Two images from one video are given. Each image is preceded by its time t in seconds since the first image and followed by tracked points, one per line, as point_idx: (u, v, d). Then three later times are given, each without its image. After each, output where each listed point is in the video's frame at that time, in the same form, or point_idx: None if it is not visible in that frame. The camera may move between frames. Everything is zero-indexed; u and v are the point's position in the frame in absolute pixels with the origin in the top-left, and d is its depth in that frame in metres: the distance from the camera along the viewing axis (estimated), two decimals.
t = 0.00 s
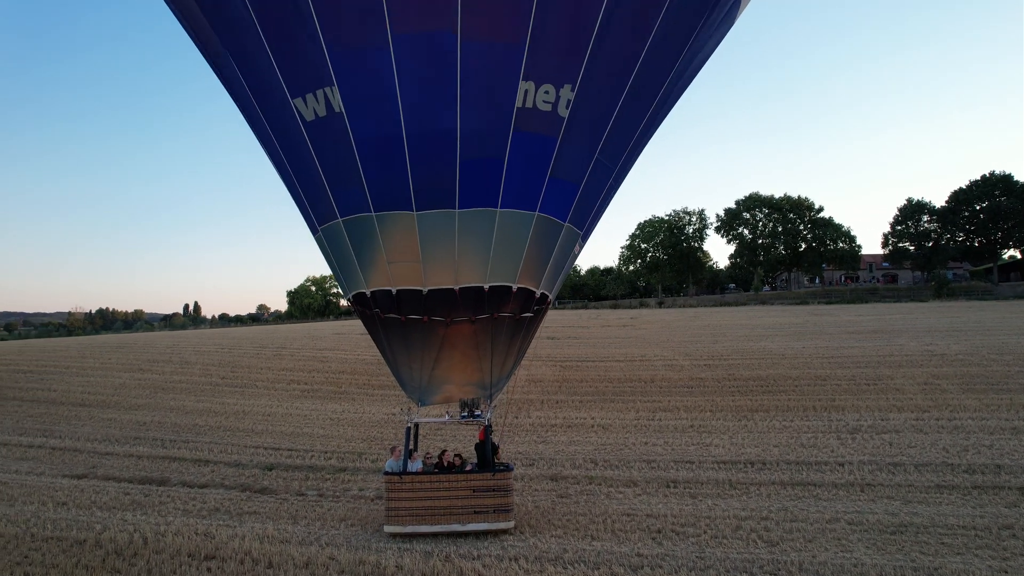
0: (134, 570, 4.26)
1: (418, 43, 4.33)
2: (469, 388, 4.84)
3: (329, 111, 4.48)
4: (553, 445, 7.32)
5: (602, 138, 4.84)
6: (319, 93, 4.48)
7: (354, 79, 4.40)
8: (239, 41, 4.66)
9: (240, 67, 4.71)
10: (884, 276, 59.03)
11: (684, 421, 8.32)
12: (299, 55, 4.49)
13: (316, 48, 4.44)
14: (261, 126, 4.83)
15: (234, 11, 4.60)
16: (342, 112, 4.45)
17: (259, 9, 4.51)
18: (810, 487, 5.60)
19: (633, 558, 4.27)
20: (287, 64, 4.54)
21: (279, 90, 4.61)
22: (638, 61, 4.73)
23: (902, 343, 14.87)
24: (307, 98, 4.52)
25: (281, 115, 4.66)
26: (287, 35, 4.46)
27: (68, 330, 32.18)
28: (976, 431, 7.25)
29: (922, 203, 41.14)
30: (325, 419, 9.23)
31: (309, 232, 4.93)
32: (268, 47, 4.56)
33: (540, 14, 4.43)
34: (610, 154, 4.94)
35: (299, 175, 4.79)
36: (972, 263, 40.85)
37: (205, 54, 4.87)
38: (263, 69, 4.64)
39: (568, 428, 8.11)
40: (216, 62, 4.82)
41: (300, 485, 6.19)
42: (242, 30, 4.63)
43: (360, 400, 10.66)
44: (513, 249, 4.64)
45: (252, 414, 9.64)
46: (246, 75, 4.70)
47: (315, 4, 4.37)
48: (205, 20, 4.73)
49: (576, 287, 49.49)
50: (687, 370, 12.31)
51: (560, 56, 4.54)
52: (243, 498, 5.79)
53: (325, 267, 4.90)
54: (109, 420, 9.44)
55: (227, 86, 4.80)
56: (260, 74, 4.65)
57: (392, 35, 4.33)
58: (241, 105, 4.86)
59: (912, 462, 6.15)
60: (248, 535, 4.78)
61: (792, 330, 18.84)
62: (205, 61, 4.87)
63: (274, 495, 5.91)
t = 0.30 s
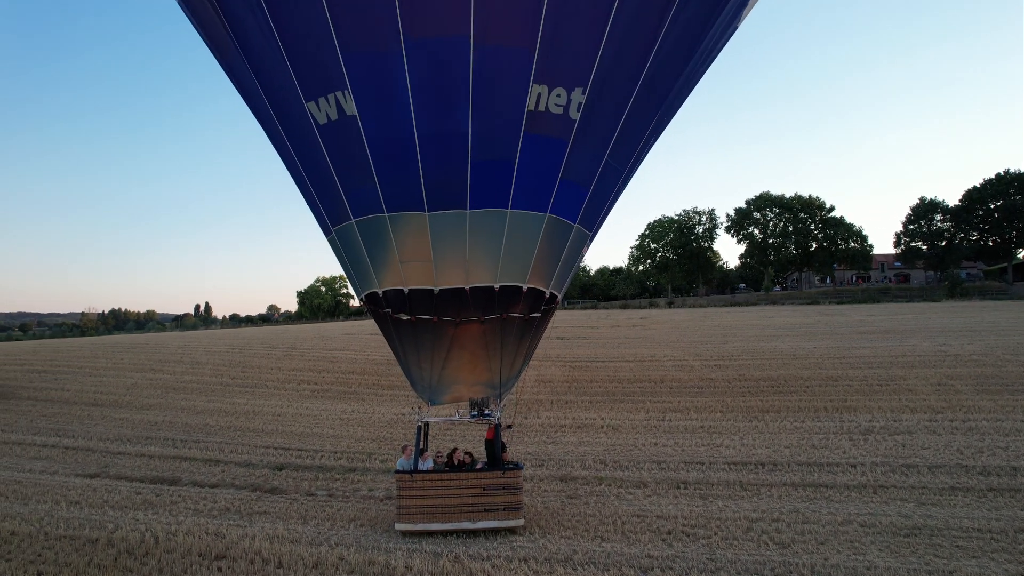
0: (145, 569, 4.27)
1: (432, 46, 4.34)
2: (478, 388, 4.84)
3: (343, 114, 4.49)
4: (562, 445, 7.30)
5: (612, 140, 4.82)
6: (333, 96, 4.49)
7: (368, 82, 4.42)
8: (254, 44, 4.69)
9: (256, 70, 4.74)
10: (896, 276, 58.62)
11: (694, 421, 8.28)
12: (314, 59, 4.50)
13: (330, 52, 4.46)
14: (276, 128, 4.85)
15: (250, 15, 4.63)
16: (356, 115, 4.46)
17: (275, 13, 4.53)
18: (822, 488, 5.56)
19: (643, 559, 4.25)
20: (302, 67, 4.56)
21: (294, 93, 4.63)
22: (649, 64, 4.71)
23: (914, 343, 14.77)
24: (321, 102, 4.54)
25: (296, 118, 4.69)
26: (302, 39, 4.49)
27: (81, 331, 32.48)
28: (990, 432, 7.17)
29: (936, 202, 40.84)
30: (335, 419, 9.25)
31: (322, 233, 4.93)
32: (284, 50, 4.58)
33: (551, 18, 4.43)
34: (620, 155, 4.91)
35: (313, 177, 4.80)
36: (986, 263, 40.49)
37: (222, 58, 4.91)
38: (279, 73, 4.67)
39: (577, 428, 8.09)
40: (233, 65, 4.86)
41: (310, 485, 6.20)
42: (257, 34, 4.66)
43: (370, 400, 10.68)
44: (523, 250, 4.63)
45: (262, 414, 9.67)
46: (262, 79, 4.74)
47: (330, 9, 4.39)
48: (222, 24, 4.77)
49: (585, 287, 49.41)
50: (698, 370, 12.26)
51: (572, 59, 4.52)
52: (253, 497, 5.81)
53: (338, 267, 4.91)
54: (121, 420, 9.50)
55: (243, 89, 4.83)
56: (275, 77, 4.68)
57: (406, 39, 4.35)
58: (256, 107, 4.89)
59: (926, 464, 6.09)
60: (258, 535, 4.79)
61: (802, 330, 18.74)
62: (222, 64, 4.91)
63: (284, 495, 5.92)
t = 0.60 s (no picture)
0: (149, 569, 4.28)
1: (437, 49, 4.35)
2: (481, 388, 4.83)
3: (350, 116, 4.50)
4: (564, 446, 7.30)
5: (614, 141, 4.81)
6: (341, 98, 4.50)
7: (375, 85, 4.42)
8: (263, 46, 4.71)
9: (264, 73, 4.77)
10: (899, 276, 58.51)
11: (697, 422, 8.27)
12: (322, 61, 4.52)
13: (338, 54, 4.47)
14: (284, 130, 4.87)
15: (260, 18, 4.66)
16: (363, 116, 4.46)
17: (284, 16, 4.56)
18: (825, 489, 5.55)
19: (647, 560, 4.25)
20: (310, 70, 4.57)
21: (302, 95, 4.64)
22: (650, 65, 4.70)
23: (918, 343, 14.74)
24: (329, 104, 4.54)
25: (303, 119, 4.69)
26: (311, 41, 4.51)
27: (84, 331, 32.57)
28: (995, 433, 7.15)
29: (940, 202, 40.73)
30: (338, 419, 9.26)
31: (327, 235, 4.93)
32: (292, 53, 4.60)
33: (554, 20, 4.43)
34: (621, 157, 4.91)
35: (319, 178, 4.80)
36: (990, 263, 40.38)
37: (233, 61, 4.94)
38: (287, 75, 4.68)
39: (580, 429, 8.08)
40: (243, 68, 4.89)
41: (313, 485, 6.20)
42: (267, 36, 4.68)
43: (373, 400, 10.70)
44: (526, 250, 4.62)
45: (266, 414, 9.69)
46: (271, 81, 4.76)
47: (339, 11, 4.41)
48: (233, 27, 4.81)
49: (588, 288, 49.40)
50: (701, 370, 12.25)
51: (574, 62, 4.52)
52: (256, 497, 5.82)
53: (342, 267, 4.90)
54: (124, 420, 9.53)
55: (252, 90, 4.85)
56: (284, 79, 4.70)
57: (412, 41, 4.36)
58: (264, 110, 4.91)
59: (930, 464, 6.07)
60: (261, 535, 4.80)
61: (806, 330, 18.72)
62: (232, 67, 4.94)
63: (287, 495, 5.93)
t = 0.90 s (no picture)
0: (150, 569, 4.29)
1: (442, 51, 4.37)
2: (481, 388, 4.84)
3: (356, 117, 4.49)
4: (564, 446, 7.30)
5: (613, 141, 4.81)
6: (347, 99, 4.48)
7: (381, 86, 4.42)
8: (267, 46, 4.67)
9: (268, 71, 4.73)
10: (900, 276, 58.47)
11: (697, 422, 8.27)
12: (328, 61, 4.50)
13: (344, 55, 4.45)
14: (287, 129, 4.83)
15: (264, 16, 4.62)
16: (369, 117, 4.46)
17: (290, 15, 4.53)
18: (826, 489, 5.55)
19: (647, 560, 4.25)
20: (315, 69, 4.55)
21: (307, 95, 4.61)
22: (648, 66, 4.70)
23: (919, 343, 14.75)
24: (334, 105, 4.52)
25: (308, 120, 4.66)
26: (317, 41, 4.49)
27: (85, 331, 32.61)
28: (995, 433, 7.15)
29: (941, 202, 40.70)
30: (339, 419, 9.28)
31: (330, 234, 4.92)
32: (298, 52, 4.57)
33: (554, 22, 4.44)
34: (620, 157, 4.91)
35: (323, 178, 4.77)
36: (991, 262, 40.37)
37: (236, 59, 4.89)
38: (291, 75, 4.65)
39: (580, 429, 8.09)
40: (246, 67, 4.84)
41: (314, 485, 6.21)
42: (271, 35, 4.63)
43: (374, 400, 10.70)
44: (526, 250, 4.63)
45: (266, 414, 9.70)
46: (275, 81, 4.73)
47: (346, 12, 4.40)
48: (237, 25, 4.76)
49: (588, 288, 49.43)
50: (701, 370, 12.26)
51: (573, 63, 4.53)
52: (256, 497, 5.83)
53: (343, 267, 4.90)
54: (125, 420, 9.54)
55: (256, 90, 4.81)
56: (288, 78, 4.67)
57: (417, 42, 4.37)
58: (268, 108, 4.87)
59: (930, 464, 6.08)
60: (262, 535, 4.80)
61: (806, 330, 18.73)
62: (234, 65, 4.89)
63: (287, 495, 5.94)
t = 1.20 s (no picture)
0: (150, 569, 4.29)
1: (447, 53, 4.37)
2: (481, 389, 4.85)
3: (363, 117, 4.48)
4: (564, 446, 7.31)
5: (612, 142, 4.82)
6: (354, 100, 4.47)
7: (387, 86, 4.41)
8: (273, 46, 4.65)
9: (274, 72, 4.71)
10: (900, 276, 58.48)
11: (697, 422, 8.28)
12: (336, 62, 4.49)
13: (351, 56, 4.45)
14: (291, 129, 4.80)
15: (273, 17, 4.59)
16: (375, 118, 4.45)
17: (298, 16, 4.51)
18: (826, 489, 5.55)
19: (647, 560, 4.25)
20: (323, 70, 4.54)
21: (313, 96, 4.60)
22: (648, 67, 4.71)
23: (919, 343, 14.75)
24: (341, 106, 4.51)
25: (313, 120, 4.65)
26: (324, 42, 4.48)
27: (85, 331, 32.63)
28: (995, 433, 7.16)
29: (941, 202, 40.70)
30: (339, 419, 9.28)
31: (334, 234, 4.90)
32: (305, 53, 4.55)
33: (555, 23, 4.45)
34: (619, 159, 4.91)
35: (328, 179, 4.76)
36: (991, 262, 40.37)
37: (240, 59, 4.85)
38: (297, 76, 4.63)
39: (580, 429, 8.09)
40: (251, 66, 4.79)
41: (314, 485, 6.21)
42: (278, 35, 4.61)
43: (374, 400, 10.71)
44: (527, 251, 4.63)
45: (266, 414, 9.71)
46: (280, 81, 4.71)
47: (354, 14, 4.39)
48: (243, 25, 4.72)
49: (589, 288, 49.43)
50: (701, 370, 12.26)
51: (572, 65, 4.55)
52: (257, 497, 5.83)
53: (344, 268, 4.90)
54: (125, 420, 9.55)
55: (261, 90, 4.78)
56: (295, 79, 4.64)
57: (422, 44, 4.36)
58: (272, 108, 4.83)
59: (930, 464, 6.08)
60: (262, 536, 4.80)
61: (806, 330, 18.73)
62: (238, 64, 4.83)
63: (287, 495, 5.94)
